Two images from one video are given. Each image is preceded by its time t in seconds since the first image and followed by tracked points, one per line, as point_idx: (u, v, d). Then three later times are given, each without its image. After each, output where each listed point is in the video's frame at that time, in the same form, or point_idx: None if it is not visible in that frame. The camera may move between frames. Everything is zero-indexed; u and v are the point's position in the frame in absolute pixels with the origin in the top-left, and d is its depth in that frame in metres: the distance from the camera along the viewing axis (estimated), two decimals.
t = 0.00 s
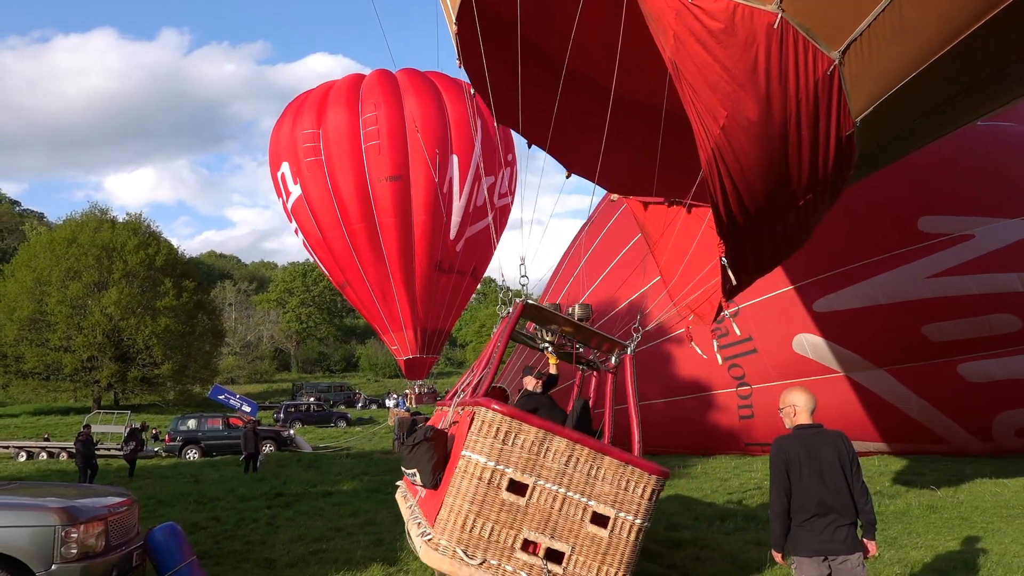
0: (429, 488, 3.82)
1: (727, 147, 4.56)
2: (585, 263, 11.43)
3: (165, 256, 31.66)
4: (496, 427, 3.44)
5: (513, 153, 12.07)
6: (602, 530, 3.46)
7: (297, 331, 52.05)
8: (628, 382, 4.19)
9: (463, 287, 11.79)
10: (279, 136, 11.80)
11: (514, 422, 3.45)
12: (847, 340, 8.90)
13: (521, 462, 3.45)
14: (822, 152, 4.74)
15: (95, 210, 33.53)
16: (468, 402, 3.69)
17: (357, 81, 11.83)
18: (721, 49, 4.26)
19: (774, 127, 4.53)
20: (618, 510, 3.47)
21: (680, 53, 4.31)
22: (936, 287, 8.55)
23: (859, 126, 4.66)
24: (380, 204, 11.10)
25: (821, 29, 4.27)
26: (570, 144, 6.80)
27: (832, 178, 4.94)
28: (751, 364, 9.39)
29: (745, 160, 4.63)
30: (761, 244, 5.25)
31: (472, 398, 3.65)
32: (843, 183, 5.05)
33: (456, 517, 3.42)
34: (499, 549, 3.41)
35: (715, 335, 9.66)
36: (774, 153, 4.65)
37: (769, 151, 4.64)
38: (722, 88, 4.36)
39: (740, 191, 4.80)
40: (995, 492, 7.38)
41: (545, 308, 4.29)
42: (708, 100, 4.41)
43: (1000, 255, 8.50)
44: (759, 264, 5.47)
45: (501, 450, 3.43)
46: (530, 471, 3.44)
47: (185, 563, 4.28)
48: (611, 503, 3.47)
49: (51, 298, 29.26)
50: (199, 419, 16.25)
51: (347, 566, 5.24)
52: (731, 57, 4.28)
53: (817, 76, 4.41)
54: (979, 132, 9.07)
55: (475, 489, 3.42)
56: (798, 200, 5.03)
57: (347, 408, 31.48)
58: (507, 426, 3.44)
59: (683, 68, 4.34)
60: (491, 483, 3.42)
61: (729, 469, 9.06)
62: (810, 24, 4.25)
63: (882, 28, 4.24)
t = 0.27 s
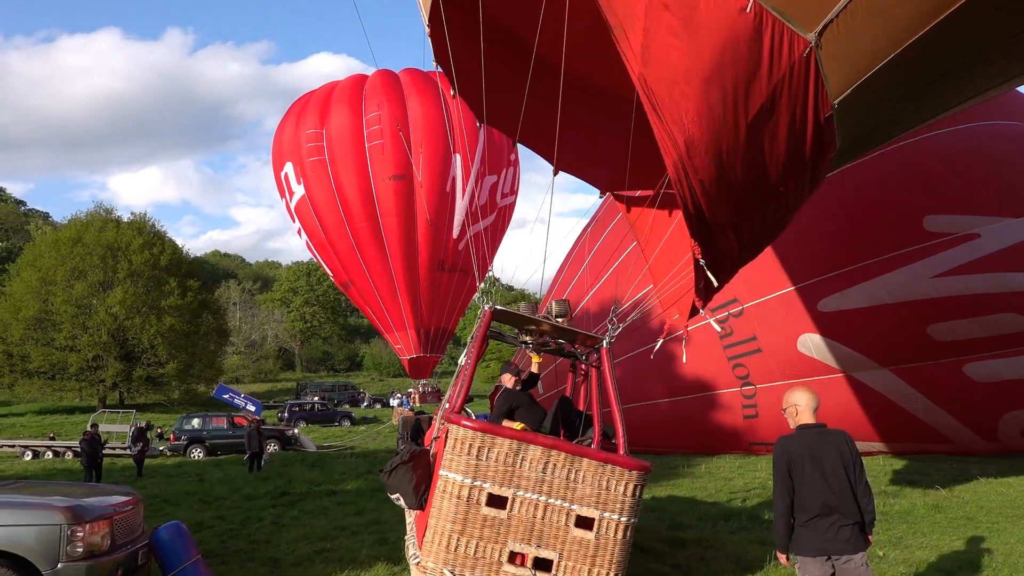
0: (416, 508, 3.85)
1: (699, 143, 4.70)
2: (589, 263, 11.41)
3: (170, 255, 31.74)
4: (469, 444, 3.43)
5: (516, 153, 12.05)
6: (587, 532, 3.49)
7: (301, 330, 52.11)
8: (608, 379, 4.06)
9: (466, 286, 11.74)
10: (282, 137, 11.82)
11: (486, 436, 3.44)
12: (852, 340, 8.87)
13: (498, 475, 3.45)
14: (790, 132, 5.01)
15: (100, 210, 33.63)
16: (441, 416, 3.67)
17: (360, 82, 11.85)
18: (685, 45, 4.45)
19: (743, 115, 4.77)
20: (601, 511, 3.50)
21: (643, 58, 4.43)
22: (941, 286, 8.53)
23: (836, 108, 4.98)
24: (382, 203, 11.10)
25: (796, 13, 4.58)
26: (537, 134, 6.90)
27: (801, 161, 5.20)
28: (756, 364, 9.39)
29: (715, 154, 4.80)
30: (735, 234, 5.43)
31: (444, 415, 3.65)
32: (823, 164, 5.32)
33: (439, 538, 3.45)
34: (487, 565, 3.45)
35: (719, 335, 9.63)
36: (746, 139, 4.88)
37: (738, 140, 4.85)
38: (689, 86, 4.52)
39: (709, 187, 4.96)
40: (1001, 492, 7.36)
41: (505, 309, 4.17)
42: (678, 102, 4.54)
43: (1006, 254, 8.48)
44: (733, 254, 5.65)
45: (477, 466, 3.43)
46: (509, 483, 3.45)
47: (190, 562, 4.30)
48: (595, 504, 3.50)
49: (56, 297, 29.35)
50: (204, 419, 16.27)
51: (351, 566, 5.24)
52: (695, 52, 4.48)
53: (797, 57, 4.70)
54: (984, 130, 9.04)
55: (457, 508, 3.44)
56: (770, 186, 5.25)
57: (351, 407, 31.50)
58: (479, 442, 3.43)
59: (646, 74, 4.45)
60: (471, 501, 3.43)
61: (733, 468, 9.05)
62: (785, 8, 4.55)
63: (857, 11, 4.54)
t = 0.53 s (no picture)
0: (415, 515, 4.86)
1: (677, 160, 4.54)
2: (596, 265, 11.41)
3: (178, 256, 31.86)
4: (456, 454, 3.49)
5: (521, 154, 12.04)
6: (580, 536, 3.49)
7: (309, 331, 52.24)
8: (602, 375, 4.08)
9: (472, 287, 11.75)
10: (289, 139, 11.89)
11: (472, 445, 3.50)
12: (860, 341, 8.83)
13: (487, 483, 3.49)
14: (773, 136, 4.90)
15: (109, 211, 33.78)
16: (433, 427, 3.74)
17: (366, 85, 11.91)
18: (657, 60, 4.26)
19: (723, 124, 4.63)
20: (593, 514, 3.49)
21: (617, 79, 4.20)
22: (951, 287, 8.49)
23: (829, 92, 4.91)
24: (389, 204, 11.12)
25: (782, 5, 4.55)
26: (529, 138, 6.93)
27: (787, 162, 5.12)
28: (764, 366, 9.37)
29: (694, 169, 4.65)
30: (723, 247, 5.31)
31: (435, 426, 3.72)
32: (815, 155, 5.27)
33: (433, 548, 3.51)
34: (481, 572, 3.49)
35: (727, 336, 9.60)
36: (729, 147, 4.74)
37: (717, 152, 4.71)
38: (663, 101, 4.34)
39: (689, 204, 4.79)
40: (1011, 494, 7.32)
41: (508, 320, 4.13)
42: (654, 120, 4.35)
43: (1016, 255, 8.44)
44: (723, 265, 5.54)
45: (465, 476, 3.49)
46: (498, 491, 3.49)
47: (199, 563, 4.32)
48: (586, 508, 3.50)
49: (65, 299, 29.50)
50: (212, 419, 16.33)
51: (359, 566, 5.25)
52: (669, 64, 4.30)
53: (787, 49, 4.62)
54: (995, 130, 8.98)
55: (447, 518, 3.49)
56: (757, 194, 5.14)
57: (358, 408, 31.56)
58: (464, 452, 3.49)
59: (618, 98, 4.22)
60: (461, 510, 3.49)
61: (741, 469, 9.03)
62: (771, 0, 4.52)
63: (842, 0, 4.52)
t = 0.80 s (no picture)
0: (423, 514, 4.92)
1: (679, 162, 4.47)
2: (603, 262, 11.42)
3: (188, 256, 32.02)
4: (454, 456, 3.57)
5: (527, 153, 12.03)
6: (578, 535, 3.50)
7: (317, 330, 52.40)
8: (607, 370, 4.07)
9: (479, 286, 11.73)
10: (297, 140, 11.96)
11: (469, 447, 3.57)
12: (870, 340, 8.80)
13: (484, 483, 3.55)
14: (783, 136, 4.75)
15: (118, 212, 33.97)
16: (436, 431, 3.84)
17: (373, 85, 11.95)
18: (653, 58, 4.27)
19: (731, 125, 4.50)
20: (590, 513, 3.50)
21: (612, 76, 4.22)
22: (962, 286, 8.42)
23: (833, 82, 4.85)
24: (396, 203, 11.12)
25: None
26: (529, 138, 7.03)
27: (795, 163, 4.96)
28: (773, 365, 9.36)
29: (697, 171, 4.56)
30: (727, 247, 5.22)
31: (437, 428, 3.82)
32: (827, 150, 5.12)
33: (433, 548, 3.59)
34: (481, 571, 3.55)
35: (736, 335, 9.58)
36: (737, 150, 4.62)
37: (723, 155, 4.58)
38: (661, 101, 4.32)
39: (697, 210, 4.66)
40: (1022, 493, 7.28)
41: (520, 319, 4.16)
42: (652, 120, 4.32)
43: None
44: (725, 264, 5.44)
45: (463, 476, 3.56)
46: (495, 491, 3.54)
47: (209, 560, 4.34)
48: (583, 507, 3.51)
49: (76, 299, 29.67)
50: (221, 419, 16.41)
51: (367, 565, 5.28)
52: (666, 62, 4.30)
53: (788, 40, 4.55)
54: (1009, 128, 8.89)
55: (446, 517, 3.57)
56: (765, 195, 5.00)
57: (367, 407, 31.65)
58: (462, 453, 3.57)
59: (615, 96, 4.23)
60: (459, 510, 3.56)
61: (750, 468, 9.02)
62: None
63: None
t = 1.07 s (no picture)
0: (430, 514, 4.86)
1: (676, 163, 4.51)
2: (609, 261, 11.39)
3: (196, 255, 32.15)
4: (449, 457, 3.62)
5: (532, 151, 12.04)
6: (572, 534, 3.49)
7: (325, 329, 52.54)
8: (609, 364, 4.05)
9: (484, 284, 11.73)
10: (304, 140, 12.00)
11: (464, 449, 3.62)
12: (878, 338, 8.79)
13: (479, 484, 3.59)
14: (785, 134, 4.75)
15: (127, 211, 34.12)
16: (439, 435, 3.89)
17: (379, 85, 11.98)
18: (655, 60, 4.25)
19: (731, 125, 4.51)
20: (584, 512, 3.47)
21: (612, 79, 4.22)
22: (971, 284, 8.37)
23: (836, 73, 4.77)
24: (403, 202, 11.12)
25: None
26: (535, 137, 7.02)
27: (799, 159, 4.94)
28: (781, 363, 9.33)
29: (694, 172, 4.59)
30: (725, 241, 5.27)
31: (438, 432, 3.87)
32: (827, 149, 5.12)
33: (434, 548, 3.65)
34: (478, 570, 3.58)
35: (743, 334, 9.55)
36: (737, 146, 4.61)
37: (722, 154, 4.60)
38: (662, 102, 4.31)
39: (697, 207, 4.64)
40: None
41: (531, 323, 4.23)
42: (653, 121, 4.32)
43: None
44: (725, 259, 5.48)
45: (459, 478, 3.61)
46: (490, 491, 3.57)
47: (217, 558, 4.35)
48: (576, 505, 3.49)
49: (85, 297, 29.82)
50: (229, 416, 16.47)
51: (375, 562, 5.29)
52: (668, 64, 4.28)
53: (789, 36, 4.46)
54: (1020, 124, 8.82)
55: (444, 518, 3.62)
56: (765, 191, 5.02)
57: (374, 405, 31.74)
58: (456, 455, 3.62)
59: (615, 98, 4.24)
60: (457, 511, 3.61)
61: (758, 466, 9.00)
62: None
63: None
